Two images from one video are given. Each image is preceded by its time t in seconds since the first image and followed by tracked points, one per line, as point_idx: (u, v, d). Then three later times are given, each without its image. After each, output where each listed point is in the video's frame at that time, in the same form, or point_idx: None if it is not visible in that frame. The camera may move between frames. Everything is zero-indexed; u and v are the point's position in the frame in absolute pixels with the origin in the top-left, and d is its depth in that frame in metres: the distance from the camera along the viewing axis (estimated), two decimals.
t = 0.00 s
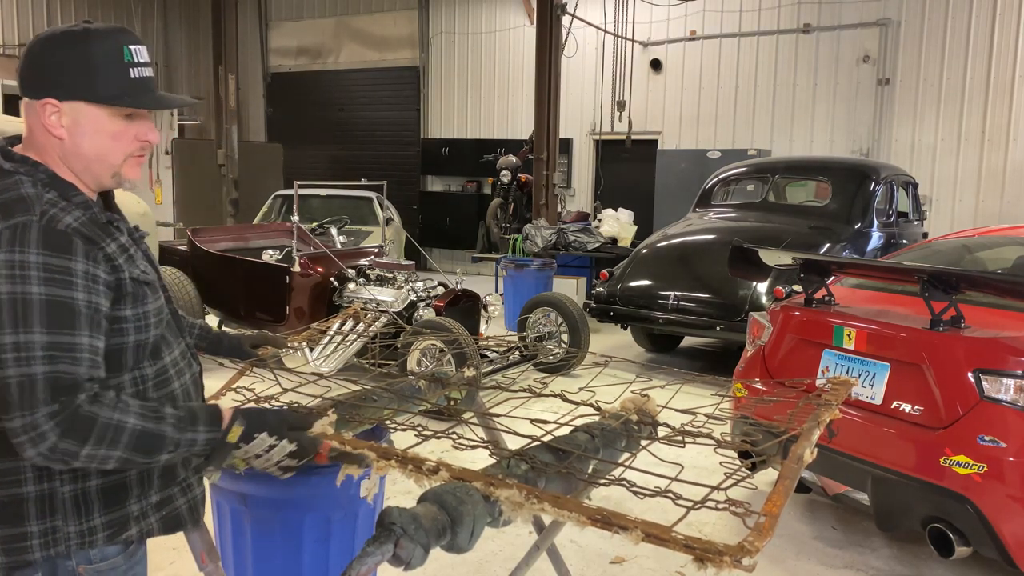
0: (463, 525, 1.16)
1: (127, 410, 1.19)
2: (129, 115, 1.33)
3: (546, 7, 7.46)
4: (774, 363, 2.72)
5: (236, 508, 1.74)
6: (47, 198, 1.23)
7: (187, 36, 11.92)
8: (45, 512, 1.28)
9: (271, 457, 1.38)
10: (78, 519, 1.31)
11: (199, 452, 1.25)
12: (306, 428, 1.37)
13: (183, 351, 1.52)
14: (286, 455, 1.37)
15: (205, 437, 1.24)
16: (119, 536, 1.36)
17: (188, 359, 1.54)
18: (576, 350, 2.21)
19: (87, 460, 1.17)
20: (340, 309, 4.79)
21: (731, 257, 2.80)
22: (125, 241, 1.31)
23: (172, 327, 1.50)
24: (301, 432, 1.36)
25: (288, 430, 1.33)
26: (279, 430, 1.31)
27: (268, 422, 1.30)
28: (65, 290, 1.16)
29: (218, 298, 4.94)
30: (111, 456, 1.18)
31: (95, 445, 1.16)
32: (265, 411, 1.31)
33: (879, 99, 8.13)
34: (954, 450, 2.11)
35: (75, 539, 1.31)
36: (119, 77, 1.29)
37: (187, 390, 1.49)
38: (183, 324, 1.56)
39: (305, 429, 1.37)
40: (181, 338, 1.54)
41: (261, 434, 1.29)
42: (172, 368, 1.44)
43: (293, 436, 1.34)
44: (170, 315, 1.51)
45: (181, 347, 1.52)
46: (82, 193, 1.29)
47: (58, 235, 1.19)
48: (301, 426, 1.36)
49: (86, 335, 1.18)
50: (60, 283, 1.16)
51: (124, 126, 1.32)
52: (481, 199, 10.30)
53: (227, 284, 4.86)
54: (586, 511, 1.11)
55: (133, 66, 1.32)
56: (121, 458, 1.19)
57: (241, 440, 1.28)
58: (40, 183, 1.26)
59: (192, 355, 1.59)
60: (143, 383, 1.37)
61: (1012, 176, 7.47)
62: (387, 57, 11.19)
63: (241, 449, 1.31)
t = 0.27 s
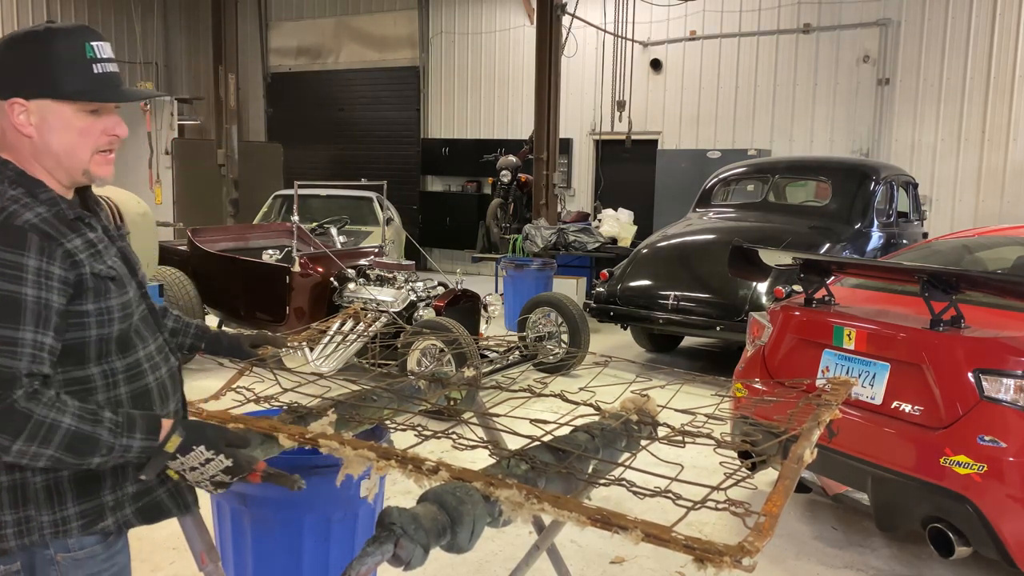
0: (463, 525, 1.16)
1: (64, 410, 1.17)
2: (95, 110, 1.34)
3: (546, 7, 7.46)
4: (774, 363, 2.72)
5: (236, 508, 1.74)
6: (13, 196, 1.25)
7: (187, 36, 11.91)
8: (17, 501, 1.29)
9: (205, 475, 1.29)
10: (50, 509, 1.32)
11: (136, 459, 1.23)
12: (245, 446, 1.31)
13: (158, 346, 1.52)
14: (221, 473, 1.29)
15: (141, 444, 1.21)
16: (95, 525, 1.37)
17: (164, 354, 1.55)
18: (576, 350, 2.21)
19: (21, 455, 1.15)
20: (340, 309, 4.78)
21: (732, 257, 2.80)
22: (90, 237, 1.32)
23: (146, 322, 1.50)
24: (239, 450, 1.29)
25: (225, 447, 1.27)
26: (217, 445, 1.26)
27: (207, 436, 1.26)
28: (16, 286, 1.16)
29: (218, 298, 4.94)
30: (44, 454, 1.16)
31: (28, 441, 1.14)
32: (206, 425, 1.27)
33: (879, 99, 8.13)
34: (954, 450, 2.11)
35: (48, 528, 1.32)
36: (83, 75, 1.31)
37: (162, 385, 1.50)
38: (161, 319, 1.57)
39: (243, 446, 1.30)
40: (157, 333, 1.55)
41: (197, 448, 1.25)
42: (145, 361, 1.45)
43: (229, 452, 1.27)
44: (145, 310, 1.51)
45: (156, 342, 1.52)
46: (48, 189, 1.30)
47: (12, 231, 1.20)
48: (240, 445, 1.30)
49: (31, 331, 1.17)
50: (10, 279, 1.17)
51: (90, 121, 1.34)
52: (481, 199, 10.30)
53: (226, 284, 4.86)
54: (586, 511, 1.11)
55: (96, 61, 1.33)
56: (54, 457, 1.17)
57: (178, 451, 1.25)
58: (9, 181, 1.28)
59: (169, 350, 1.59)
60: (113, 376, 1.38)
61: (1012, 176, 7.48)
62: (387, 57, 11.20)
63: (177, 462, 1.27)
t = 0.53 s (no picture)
0: (462, 525, 1.16)
1: (44, 399, 1.23)
2: (64, 117, 1.38)
3: (546, 7, 7.46)
4: (774, 363, 2.72)
5: (236, 508, 1.74)
6: None
7: (187, 36, 11.91)
8: None
9: (185, 456, 1.34)
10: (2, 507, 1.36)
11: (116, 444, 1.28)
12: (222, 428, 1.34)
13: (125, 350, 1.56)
14: (199, 454, 1.33)
15: (120, 430, 1.27)
16: (48, 524, 1.40)
17: (129, 358, 1.58)
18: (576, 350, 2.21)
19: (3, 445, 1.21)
20: (340, 309, 4.78)
21: (732, 257, 2.80)
22: (61, 242, 1.38)
23: (113, 327, 1.54)
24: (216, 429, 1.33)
25: (201, 427, 1.31)
26: (193, 426, 1.31)
27: (186, 418, 1.31)
28: None
29: (218, 298, 4.94)
30: (27, 443, 1.22)
31: (12, 430, 1.20)
32: (185, 410, 1.32)
33: (879, 99, 8.13)
34: (954, 450, 2.11)
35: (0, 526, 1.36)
36: (51, 83, 1.35)
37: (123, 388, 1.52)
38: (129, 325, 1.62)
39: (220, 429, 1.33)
40: (124, 338, 1.59)
41: (175, 430, 1.29)
42: (107, 364, 1.48)
43: (205, 433, 1.32)
44: (113, 313, 1.56)
45: (122, 346, 1.56)
46: (19, 193, 1.37)
47: None
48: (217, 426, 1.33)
49: (7, 326, 1.22)
50: None
51: (59, 128, 1.37)
52: (481, 199, 10.30)
53: (226, 284, 4.87)
54: (586, 511, 1.11)
55: (66, 70, 1.37)
56: (36, 445, 1.23)
57: (156, 434, 1.29)
58: None
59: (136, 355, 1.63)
60: (73, 378, 1.41)
61: (1012, 176, 7.47)
62: (387, 57, 11.19)
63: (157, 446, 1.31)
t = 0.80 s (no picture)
0: (461, 526, 1.16)
1: (49, 377, 1.24)
2: (33, 118, 1.39)
3: (546, 6, 7.45)
4: (774, 363, 2.71)
5: (236, 508, 1.73)
6: None
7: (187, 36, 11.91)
8: None
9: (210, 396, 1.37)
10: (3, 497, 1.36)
11: (132, 411, 1.29)
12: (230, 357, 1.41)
13: (99, 349, 1.54)
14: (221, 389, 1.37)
15: (133, 395, 1.28)
16: (12, 523, 1.37)
17: (104, 356, 1.56)
18: (577, 351, 2.20)
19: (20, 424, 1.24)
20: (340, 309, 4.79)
21: (732, 257, 2.80)
22: (30, 237, 1.41)
23: (85, 325, 1.52)
24: (228, 359, 1.39)
25: (214, 362, 1.37)
26: (205, 364, 1.35)
27: (195, 364, 1.34)
28: None
29: (218, 298, 4.94)
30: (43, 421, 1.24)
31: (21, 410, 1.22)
32: (189, 356, 1.34)
33: (879, 99, 8.13)
34: (954, 450, 2.11)
35: None
36: (21, 85, 1.35)
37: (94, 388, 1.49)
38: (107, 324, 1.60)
39: (231, 357, 1.40)
40: (100, 337, 1.57)
41: (192, 376, 1.33)
42: (78, 361, 1.47)
43: (220, 366, 1.37)
44: (88, 313, 1.54)
45: (96, 345, 1.54)
46: None
47: None
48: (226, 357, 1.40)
49: None
50: None
51: (28, 129, 1.38)
52: (481, 199, 10.30)
53: (226, 284, 4.87)
54: (585, 512, 1.10)
55: (35, 72, 1.38)
56: (52, 422, 1.24)
57: (176, 389, 1.31)
58: None
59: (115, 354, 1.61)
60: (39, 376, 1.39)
61: (1012, 176, 7.47)
62: (387, 57, 11.19)
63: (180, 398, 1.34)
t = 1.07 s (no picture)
0: (462, 526, 1.16)
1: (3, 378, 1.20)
2: (27, 115, 1.39)
3: (546, 6, 7.45)
4: (774, 363, 2.71)
5: (236, 508, 1.73)
6: None
7: (187, 36, 11.91)
8: None
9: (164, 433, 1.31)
10: None
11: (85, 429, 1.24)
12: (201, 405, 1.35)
13: (93, 350, 1.51)
14: (177, 429, 1.30)
15: (86, 412, 1.23)
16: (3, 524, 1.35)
17: (99, 357, 1.53)
18: (577, 351, 2.20)
19: None
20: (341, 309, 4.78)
21: (732, 257, 2.79)
22: (15, 237, 1.39)
23: (79, 326, 1.49)
24: (196, 407, 1.33)
25: (178, 402, 1.31)
26: (167, 402, 1.30)
27: (155, 398, 1.29)
28: None
29: (218, 298, 4.94)
30: None
31: None
32: (153, 388, 1.30)
33: (879, 99, 8.13)
34: (954, 450, 2.11)
35: None
36: (12, 81, 1.36)
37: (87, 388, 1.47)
38: (105, 325, 1.57)
39: (199, 406, 1.34)
40: (95, 337, 1.53)
41: (146, 408, 1.28)
42: (69, 363, 1.44)
43: (181, 410, 1.30)
44: (84, 312, 1.51)
45: (90, 346, 1.51)
46: None
47: None
48: (197, 403, 1.34)
49: None
50: None
51: (22, 126, 1.39)
52: (481, 199, 10.30)
53: (226, 284, 4.86)
54: (585, 512, 1.11)
55: (28, 69, 1.39)
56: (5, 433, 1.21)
57: (128, 415, 1.27)
58: None
59: (111, 355, 1.58)
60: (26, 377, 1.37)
61: (1012, 177, 7.47)
62: (387, 57, 11.19)
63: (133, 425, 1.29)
